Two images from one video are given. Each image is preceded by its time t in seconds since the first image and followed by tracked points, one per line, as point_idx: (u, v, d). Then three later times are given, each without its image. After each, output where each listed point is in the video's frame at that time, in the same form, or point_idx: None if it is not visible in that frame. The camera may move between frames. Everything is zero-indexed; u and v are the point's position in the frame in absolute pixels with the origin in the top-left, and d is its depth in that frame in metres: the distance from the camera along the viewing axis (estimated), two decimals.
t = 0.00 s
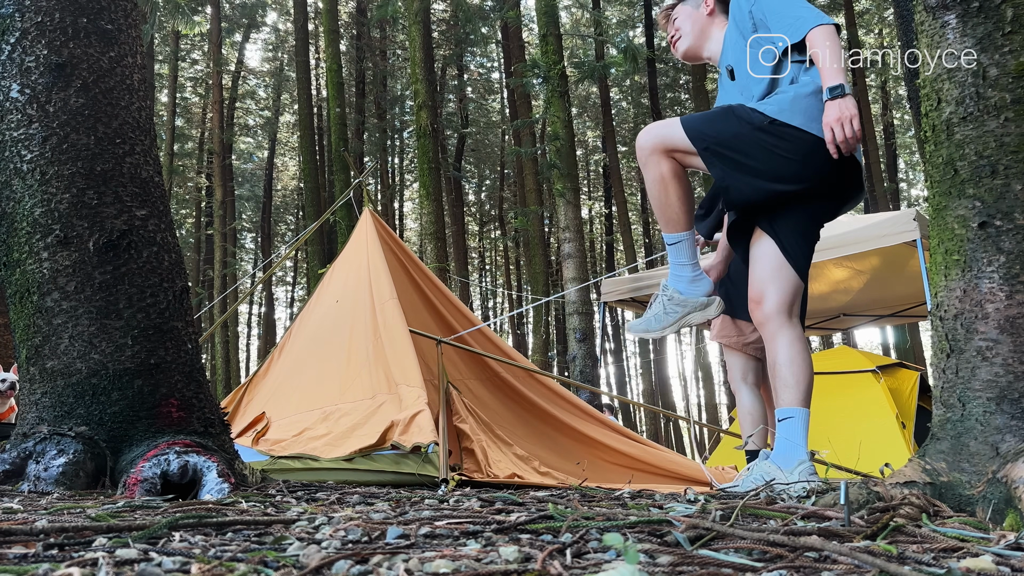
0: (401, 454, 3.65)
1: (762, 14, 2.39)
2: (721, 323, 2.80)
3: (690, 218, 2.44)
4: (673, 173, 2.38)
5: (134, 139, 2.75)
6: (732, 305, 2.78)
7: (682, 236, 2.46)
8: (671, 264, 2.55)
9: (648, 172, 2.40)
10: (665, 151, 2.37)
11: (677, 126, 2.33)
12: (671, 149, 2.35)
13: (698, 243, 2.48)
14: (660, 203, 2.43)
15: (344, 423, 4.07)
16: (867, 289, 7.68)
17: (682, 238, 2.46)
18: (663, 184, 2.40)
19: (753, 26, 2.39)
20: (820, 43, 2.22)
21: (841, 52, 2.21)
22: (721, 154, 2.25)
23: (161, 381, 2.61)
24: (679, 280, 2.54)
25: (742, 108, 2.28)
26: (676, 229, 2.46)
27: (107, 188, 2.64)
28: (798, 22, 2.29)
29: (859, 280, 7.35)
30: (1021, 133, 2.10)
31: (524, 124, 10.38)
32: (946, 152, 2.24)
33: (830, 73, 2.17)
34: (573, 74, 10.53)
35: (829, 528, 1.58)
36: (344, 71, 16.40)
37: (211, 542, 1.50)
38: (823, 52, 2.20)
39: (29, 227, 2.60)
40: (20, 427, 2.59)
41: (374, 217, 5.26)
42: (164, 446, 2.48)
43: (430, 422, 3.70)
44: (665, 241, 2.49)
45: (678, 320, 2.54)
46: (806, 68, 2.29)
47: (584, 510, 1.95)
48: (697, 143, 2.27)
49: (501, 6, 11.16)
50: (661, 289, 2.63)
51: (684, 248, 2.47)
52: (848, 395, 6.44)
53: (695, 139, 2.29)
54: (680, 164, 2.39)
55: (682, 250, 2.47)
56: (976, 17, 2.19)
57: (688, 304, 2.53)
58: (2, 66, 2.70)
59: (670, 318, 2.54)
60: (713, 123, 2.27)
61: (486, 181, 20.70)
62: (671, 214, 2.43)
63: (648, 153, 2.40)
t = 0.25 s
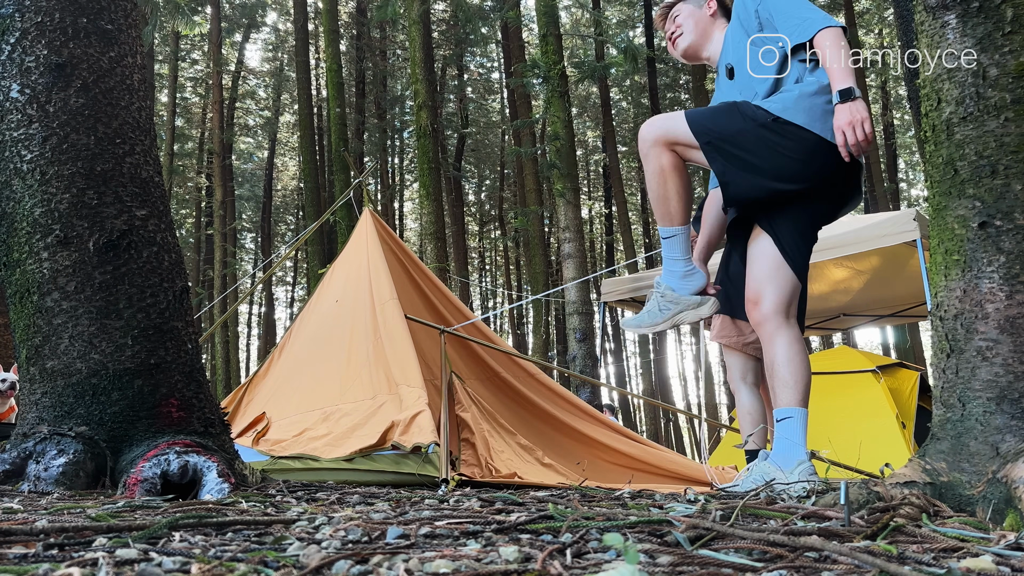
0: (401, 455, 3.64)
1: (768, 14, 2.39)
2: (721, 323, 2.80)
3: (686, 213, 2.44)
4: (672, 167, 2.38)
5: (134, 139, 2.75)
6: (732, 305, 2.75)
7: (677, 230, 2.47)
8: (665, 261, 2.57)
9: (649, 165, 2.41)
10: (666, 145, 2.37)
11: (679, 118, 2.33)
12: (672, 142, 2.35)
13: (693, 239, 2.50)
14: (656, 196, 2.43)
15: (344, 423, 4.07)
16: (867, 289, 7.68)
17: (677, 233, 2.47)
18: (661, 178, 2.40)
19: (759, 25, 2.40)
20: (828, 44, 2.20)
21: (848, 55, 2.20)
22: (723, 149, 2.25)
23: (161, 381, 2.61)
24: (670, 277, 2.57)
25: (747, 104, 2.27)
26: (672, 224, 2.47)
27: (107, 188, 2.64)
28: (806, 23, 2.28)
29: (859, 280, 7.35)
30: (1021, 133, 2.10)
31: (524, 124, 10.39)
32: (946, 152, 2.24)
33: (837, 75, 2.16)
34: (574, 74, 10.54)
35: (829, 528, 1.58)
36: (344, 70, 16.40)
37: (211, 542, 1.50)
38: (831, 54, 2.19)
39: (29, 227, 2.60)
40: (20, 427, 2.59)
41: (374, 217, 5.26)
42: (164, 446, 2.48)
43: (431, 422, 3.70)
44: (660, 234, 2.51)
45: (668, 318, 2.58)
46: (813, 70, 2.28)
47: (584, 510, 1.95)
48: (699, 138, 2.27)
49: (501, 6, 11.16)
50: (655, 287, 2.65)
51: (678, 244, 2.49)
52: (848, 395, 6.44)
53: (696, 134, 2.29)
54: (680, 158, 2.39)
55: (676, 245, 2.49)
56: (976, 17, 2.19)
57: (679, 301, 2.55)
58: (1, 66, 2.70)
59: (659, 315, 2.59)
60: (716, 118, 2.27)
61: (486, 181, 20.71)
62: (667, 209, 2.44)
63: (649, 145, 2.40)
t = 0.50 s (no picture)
0: (401, 455, 3.65)
1: (769, 14, 2.39)
2: (722, 323, 2.79)
3: (685, 211, 2.44)
4: (673, 165, 2.38)
5: (134, 139, 2.75)
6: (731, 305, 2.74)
7: (674, 228, 2.47)
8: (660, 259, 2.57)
9: (649, 163, 2.41)
10: (668, 142, 2.37)
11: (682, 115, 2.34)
12: (674, 139, 2.36)
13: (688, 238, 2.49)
14: (655, 193, 2.43)
15: (345, 424, 4.07)
16: (867, 289, 7.68)
17: (673, 231, 2.47)
18: (661, 175, 2.40)
19: (760, 26, 2.40)
20: (831, 43, 2.20)
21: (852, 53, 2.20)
22: (726, 146, 2.25)
23: (161, 381, 2.61)
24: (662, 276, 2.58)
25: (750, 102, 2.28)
26: (669, 222, 2.47)
27: (107, 188, 2.64)
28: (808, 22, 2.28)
29: (859, 280, 7.35)
30: (1021, 133, 2.10)
31: (525, 124, 10.39)
32: (946, 152, 2.24)
33: (841, 74, 2.16)
34: (574, 74, 10.54)
35: (829, 528, 1.58)
36: (344, 70, 16.40)
37: (211, 542, 1.50)
38: (834, 53, 2.19)
39: (29, 227, 2.60)
40: (20, 428, 2.59)
41: (374, 217, 5.26)
42: (164, 446, 2.48)
43: (431, 423, 3.70)
44: (657, 232, 2.51)
45: (656, 316, 2.61)
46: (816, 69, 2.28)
47: (584, 510, 1.95)
48: (703, 135, 2.27)
49: (501, 6, 11.16)
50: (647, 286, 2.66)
51: (673, 243, 2.49)
52: (847, 395, 6.44)
53: (700, 132, 2.29)
54: (681, 155, 2.39)
55: (671, 244, 2.49)
56: (976, 17, 2.19)
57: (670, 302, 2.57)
58: (1, 66, 2.70)
59: (649, 311, 2.61)
60: (720, 116, 2.27)
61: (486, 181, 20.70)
62: (666, 206, 2.44)
63: (650, 143, 2.40)
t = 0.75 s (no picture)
0: (402, 455, 3.65)
1: (764, 15, 2.40)
2: (726, 323, 2.79)
3: (684, 207, 2.43)
4: (673, 160, 2.38)
5: (134, 139, 2.75)
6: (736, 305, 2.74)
7: (672, 223, 2.46)
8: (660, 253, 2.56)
9: (650, 156, 2.41)
10: (667, 135, 2.37)
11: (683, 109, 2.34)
12: (675, 133, 2.36)
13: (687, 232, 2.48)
14: (654, 188, 2.42)
15: (346, 424, 4.07)
16: (867, 289, 7.68)
17: (672, 225, 2.46)
18: (661, 169, 2.40)
19: (756, 27, 2.41)
20: (828, 44, 2.23)
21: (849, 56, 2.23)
22: (725, 141, 2.25)
23: (161, 381, 2.61)
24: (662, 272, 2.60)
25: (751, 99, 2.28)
26: (667, 217, 2.46)
27: (107, 188, 2.64)
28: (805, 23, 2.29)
29: (858, 280, 7.35)
30: (1021, 133, 2.10)
31: (524, 124, 10.39)
32: (946, 152, 2.23)
33: (840, 74, 2.18)
34: (573, 74, 10.54)
35: (829, 528, 1.58)
36: (344, 70, 16.41)
37: (211, 542, 1.50)
38: (833, 54, 2.21)
39: (29, 227, 2.60)
40: (20, 427, 2.59)
41: (375, 217, 5.26)
42: (164, 446, 2.48)
43: (431, 423, 3.71)
44: (656, 228, 2.50)
45: (661, 315, 2.57)
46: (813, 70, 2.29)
47: (584, 510, 1.95)
48: (704, 130, 2.27)
49: (501, 6, 11.17)
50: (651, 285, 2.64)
51: (671, 237, 2.48)
52: (847, 394, 6.45)
53: (700, 126, 2.29)
54: (681, 150, 2.39)
55: (670, 238, 2.48)
56: (976, 17, 2.19)
57: (671, 299, 2.57)
58: (1, 66, 2.70)
59: (654, 311, 2.59)
60: (721, 111, 2.27)
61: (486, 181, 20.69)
62: (666, 200, 2.43)
63: (650, 136, 2.40)
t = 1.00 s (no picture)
0: (402, 455, 3.65)
1: (758, 17, 2.40)
2: (731, 323, 2.78)
3: (679, 205, 2.43)
4: (668, 159, 2.38)
5: (134, 139, 2.75)
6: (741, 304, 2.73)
7: (664, 221, 2.45)
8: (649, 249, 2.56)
9: (645, 155, 2.42)
10: (664, 133, 2.38)
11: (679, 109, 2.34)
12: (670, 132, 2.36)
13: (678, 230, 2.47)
14: (648, 186, 2.42)
15: (347, 425, 4.07)
16: (867, 289, 7.68)
17: (663, 223, 2.45)
18: (656, 167, 2.40)
19: (750, 28, 2.40)
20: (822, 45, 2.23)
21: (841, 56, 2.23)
22: (721, 140, 2.26)
23: (161, 381, 2.61)
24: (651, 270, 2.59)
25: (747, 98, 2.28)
26: (659, 214, 2.45)
27: (107, 188, 2.64)
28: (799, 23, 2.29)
29: (858, 280, 7.35)
30: (1021, 133, 2.10)
31: (524, 124, 10.39)
32: (946, 152, 2.23)
33: (833, 74, 2.18)
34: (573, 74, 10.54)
35: (829, 528, 1.58)
36: (344, 70, 16.41)
37: (211, 542, 1.49)
38: (826, 54, 2.21)
39: (29, 227, 2.60)
40: (20, 427, 2.59)
41: (375, 217, 5.26)
42: (164, 446, 2.48)
43: (431, 423, 3.71)
44: (647, 225, 2.49)
45: (652, 314, 2.56)
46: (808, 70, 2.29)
47: (584, 510, 1.95)
48: (700, 128, 2.28)
49: (501, 6, 11.17)
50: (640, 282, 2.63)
51: (664, 235, 2.47)
52: (847, 394, 6.45)
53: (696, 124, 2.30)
54: (676, 148, 2.40)
55: (661, 236, 2.47)
56: (976, 17, 2.19)
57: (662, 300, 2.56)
58: (1, 66, 2.70)
59: (644, 310, 2.58)
60: (717, 110, 2.27)
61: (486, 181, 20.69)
62: (660, 199, 2.43)
63: (646, 134, 2.41)
